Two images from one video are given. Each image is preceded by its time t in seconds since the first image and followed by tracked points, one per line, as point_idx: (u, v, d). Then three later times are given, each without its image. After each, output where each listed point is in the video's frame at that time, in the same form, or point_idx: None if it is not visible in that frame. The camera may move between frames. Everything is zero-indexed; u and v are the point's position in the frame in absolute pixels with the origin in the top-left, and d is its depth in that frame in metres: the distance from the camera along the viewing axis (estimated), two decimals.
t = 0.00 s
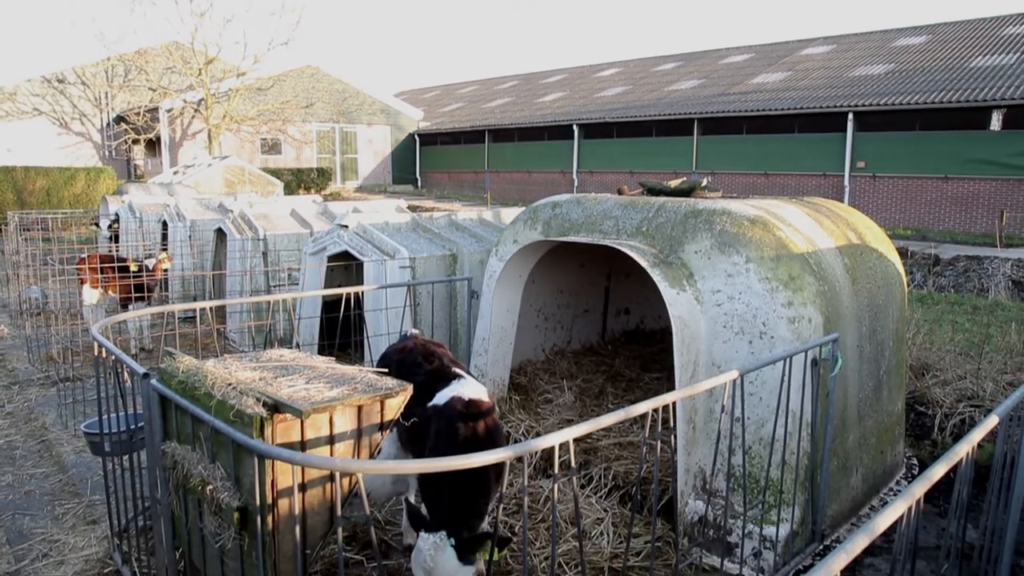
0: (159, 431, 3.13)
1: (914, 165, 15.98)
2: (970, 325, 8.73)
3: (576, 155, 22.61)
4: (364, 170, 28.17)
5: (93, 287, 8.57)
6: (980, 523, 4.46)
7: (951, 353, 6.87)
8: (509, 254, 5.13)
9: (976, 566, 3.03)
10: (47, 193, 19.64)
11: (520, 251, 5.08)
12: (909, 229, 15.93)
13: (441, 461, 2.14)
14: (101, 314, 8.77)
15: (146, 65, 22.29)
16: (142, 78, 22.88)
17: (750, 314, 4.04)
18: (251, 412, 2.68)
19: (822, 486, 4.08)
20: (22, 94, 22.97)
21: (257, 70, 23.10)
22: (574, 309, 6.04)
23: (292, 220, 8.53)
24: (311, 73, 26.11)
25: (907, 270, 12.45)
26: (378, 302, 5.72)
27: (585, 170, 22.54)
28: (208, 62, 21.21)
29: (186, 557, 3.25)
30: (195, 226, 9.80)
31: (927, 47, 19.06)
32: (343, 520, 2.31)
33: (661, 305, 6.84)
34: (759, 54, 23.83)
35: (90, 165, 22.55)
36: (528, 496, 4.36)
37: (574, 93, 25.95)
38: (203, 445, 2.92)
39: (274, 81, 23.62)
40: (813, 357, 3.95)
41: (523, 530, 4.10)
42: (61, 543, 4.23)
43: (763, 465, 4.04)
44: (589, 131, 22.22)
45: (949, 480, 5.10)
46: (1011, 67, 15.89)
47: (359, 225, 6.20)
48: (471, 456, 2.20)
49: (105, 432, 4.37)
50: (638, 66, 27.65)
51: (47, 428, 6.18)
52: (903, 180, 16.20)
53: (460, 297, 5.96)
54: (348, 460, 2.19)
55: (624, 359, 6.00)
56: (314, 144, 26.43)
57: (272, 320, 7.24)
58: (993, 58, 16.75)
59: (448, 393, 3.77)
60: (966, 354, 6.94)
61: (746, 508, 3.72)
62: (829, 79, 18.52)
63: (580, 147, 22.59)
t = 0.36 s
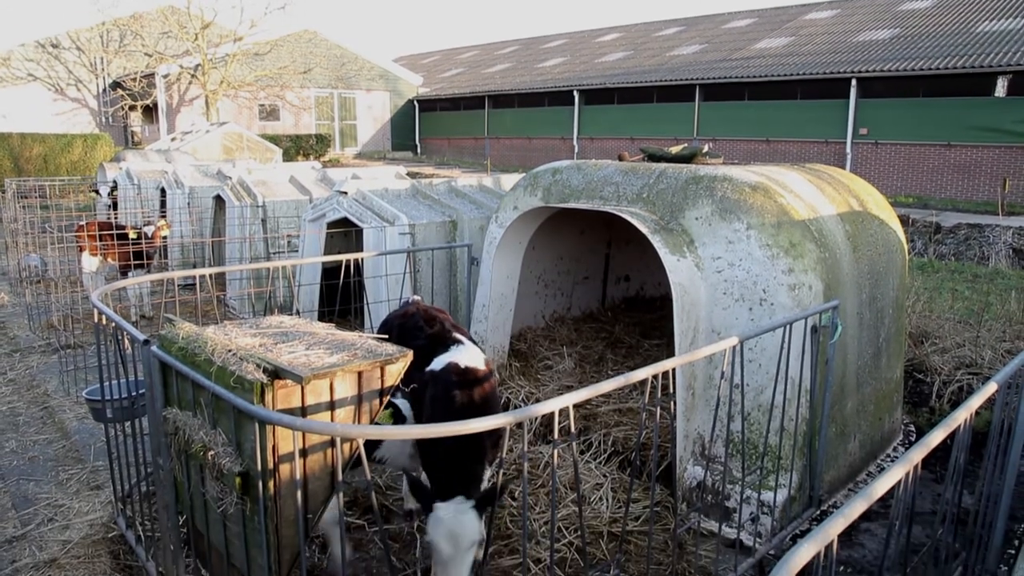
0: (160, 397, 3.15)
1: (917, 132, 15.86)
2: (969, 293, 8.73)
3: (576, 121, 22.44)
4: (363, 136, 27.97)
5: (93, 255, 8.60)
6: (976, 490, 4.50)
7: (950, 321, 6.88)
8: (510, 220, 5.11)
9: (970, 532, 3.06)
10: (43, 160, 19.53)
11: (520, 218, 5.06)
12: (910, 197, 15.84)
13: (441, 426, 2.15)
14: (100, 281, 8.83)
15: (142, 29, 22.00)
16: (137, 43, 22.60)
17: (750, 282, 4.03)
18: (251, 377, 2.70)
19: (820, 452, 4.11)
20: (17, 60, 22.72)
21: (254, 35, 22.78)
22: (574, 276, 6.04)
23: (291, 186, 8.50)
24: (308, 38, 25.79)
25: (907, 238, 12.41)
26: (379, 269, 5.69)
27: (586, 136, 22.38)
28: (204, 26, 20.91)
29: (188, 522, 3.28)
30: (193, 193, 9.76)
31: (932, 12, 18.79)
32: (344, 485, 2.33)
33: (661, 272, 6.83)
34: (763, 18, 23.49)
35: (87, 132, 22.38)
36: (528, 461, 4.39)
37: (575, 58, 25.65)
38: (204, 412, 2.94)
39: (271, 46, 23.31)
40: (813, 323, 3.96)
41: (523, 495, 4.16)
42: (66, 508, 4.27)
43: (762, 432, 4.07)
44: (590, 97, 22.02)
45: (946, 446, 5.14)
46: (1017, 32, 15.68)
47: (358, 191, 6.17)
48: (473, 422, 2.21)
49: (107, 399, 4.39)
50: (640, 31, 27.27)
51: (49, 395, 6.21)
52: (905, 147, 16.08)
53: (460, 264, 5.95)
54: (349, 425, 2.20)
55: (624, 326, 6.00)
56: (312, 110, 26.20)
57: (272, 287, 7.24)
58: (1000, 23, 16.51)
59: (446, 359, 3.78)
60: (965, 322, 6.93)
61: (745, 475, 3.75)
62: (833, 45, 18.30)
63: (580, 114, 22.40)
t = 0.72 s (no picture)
0: (160, 376, 3.15)
1: (919, 110, 15.79)
2: (969, 273, 8.72)
3: (576, 99, 22.31)
4: (363, 115, 27.81)
5: (92, 234, 8.61)
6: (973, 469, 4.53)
7: (950, 301, 6.88)
8: (510, 199, 5.09)
9: (968, 512, 3.08)
10: (42, 138, 19.46)
11: (520, 196, 5.04)
12: (912, 176, 15.77)
13: (441, 405, 2.15)
14: (99, 260, 8.83)
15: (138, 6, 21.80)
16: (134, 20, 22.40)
17: (751, 261, 4.03)
18: (250, 356, 2.70)
19: (820, 432, 4.13)
20: (13, 37, 22.58)
21: (252, 12, 22.56)
22: (574, 255, 6.03)
23: (289, 165, 8.46)
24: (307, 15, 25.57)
25: (908, 217, 12.38)
26: (378, 248, 5.69)
27: (586, 114, 22.26)
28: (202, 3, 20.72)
29: (189, 499, 3.29)
30: (192, 172, 9.72)
31: None
32: (344, 465, 2.33)
33: (661, 251, 6.82)
34: None
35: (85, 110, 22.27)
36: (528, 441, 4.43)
37: (575, 36, 25.44)
38: (204, 390, 2.95)
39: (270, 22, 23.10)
40: (813, 303, 3.95)
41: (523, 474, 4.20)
42: (68, 487, 4.30)
43: (761, 411, 4.08)
44: (591, 74, 21.87)
45: (944, 426, 5.16)
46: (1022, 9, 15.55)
47: (358, 170, 6.14)
48: (473, 401, 2.21)
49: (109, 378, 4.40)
50: (641, 7, 27.01)
51: (50, 374, 6.24)
52: (907, 125, 16.00)
53: (460, 243, 5.94)
54: (348, 404, 2.20)
55: (624, 305, 6.00)
56: (311, 87, 26.04)
57: (272, 266, 7.24)
58: None
59: (452, 339, 3.76)
60: (965, 301, 6.93)
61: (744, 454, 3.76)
62: (836, 22, 18.15)
63: (581, 91, 22.28)
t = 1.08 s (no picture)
0: (160, 364, 3.15)
1: (920, 98, 15.75)
2: (969, 261, 8.72)
3: (576, 87, 22.24)
4: (362, 102, 27.72)
5: (91, 223, 8.59)
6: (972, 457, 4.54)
7: (950, 289, 6.88)
8: (510, 186, 5.07)
9: (967, 499, 3.09)
10: (40, 127, 19.40)
11: (520, 183, 5.02)
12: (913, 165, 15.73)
13: (442, 393, 2.14)
14: (99, 249, 8.81)
15: None
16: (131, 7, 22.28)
17: (751, 249, 4.02)
18: (251, 344, 2.69)
19: (819, 420, 4.14)
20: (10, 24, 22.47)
21: None
22: (574, 243, 6.02)
23: (289, 153, 8.44)
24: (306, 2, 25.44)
25: (908, 206, 12.37)
26: (378, 236, 5.68)
27: (586, 102, 22.19)
28: None
29: (190, 487, 3.30)
30: (191, 160, 9.69)
31: None
32: (344, 453, 2.33)
33: (662, 239, 6.81)
34: None
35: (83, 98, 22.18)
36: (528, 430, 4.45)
37: (575, 23, 25.30)
38: (204, 377, 2.95)
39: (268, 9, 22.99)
40: (813, 292, 3.94)
41: (523, 462, 4.22)
42: (69, 475, 4.30)
43: (761, 400, 4.09)
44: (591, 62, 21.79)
45: (943, 414, 5.18)
46: None
47: (358, 158, 6.12)
48: (474, 387, 2.20)
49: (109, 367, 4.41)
50: None
51: (51, 362, 6.24)
52: (908, 114, 15.96)
53: (460, 231, 5.93)
54: (348, 392, 2.20)
55: (624, 293, 6.00)
56: (310, 75, 25.94)
57: (272, 254, 7.23)
58: None
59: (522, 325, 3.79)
60: (964, 290, 6.93)
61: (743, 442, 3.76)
62: (838, 9, 18.07)
63: (581, 79, 22.20)
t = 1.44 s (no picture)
0: (160, 363, 3.14)
1: (920, 97, 15.75)
2: (969, 261, 8.72)
3: (576, 86, 22.23)
4: (362, 102, 27.70)
5: (91, 222, 8.58)
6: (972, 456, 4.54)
7: (949, 289, 6.88)
8: (510, 186, 5.07)
9: (967, 498, 3.09)
10: (39, 126, 19.39)
11: (520, 182, 5.02)
12: (912, 164, 15.73)
13: (444, 393, 2.14)
14: (98, 249, 8.80)
15: None
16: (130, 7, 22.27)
17: (750, 248, 4.02)
18: (251, 344, 2.69)
19: (819, 419, 4.14)
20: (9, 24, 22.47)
21: None
22: (574, 243, 6.02)
23: (289, 152, 8.45)
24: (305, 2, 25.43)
25: (908, 205, 12.38)
26: (378, 236, 5.68)
27: (586, 102, 22.19)
28: None
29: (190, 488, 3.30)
30: (191, 159, 9.68)
31: None
32: (344, 453, 2.32)
33: (662, 239, 6.80)
34: None
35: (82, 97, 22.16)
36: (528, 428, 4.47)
37: (575, 22, 25.28)
38: (204, 377, 2.95)
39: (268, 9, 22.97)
40: (813, 291, 3.94)
41: (523, 461, 4.23)
42: (69, 475, 4.31)
43: (761, 399, 4.09)
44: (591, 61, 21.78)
45: (943, 414, 5.18)
46: None
47: (358, 157, 6.12)
48: (475, 387, 2.21)
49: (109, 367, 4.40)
50: None
51: (51, 362, 6.23)
52: (908, 113, 15.96)
53: (460, 230, 5.93)
54: (348, 392, 2.19)
55: (623, 293, 6.00)
56: (310, 75, 25.92)
57: (272, 254, 7.22)
58: None
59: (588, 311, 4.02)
60: (964, 289, 6.92)
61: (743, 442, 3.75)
62: (838, 8, 18.07)
63: (581, 78, 22.20)
